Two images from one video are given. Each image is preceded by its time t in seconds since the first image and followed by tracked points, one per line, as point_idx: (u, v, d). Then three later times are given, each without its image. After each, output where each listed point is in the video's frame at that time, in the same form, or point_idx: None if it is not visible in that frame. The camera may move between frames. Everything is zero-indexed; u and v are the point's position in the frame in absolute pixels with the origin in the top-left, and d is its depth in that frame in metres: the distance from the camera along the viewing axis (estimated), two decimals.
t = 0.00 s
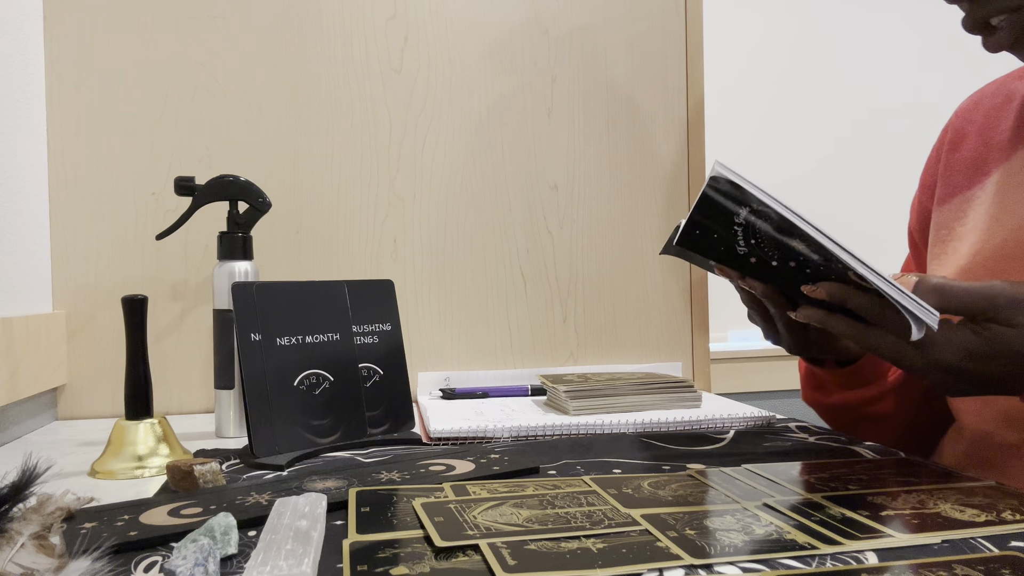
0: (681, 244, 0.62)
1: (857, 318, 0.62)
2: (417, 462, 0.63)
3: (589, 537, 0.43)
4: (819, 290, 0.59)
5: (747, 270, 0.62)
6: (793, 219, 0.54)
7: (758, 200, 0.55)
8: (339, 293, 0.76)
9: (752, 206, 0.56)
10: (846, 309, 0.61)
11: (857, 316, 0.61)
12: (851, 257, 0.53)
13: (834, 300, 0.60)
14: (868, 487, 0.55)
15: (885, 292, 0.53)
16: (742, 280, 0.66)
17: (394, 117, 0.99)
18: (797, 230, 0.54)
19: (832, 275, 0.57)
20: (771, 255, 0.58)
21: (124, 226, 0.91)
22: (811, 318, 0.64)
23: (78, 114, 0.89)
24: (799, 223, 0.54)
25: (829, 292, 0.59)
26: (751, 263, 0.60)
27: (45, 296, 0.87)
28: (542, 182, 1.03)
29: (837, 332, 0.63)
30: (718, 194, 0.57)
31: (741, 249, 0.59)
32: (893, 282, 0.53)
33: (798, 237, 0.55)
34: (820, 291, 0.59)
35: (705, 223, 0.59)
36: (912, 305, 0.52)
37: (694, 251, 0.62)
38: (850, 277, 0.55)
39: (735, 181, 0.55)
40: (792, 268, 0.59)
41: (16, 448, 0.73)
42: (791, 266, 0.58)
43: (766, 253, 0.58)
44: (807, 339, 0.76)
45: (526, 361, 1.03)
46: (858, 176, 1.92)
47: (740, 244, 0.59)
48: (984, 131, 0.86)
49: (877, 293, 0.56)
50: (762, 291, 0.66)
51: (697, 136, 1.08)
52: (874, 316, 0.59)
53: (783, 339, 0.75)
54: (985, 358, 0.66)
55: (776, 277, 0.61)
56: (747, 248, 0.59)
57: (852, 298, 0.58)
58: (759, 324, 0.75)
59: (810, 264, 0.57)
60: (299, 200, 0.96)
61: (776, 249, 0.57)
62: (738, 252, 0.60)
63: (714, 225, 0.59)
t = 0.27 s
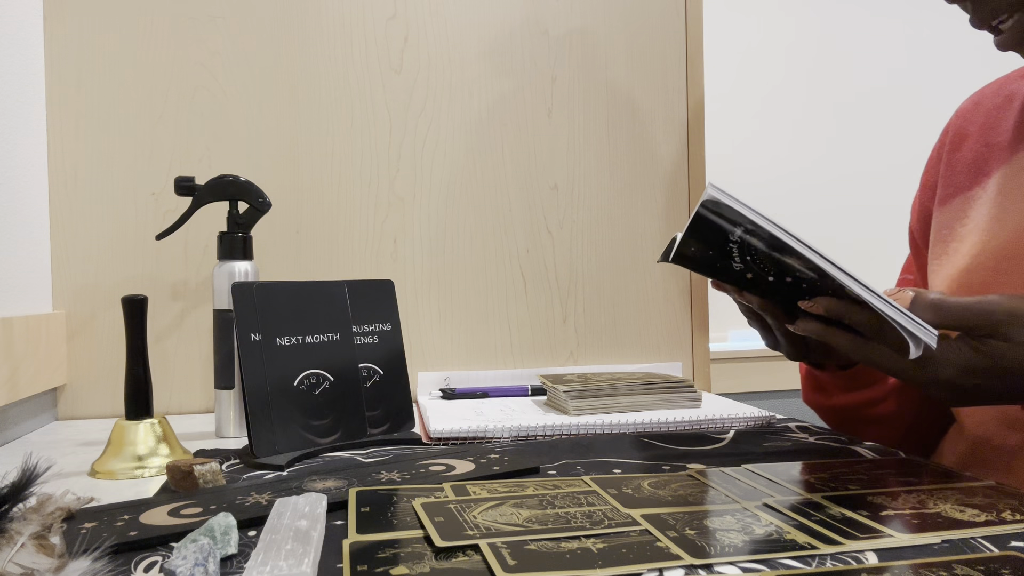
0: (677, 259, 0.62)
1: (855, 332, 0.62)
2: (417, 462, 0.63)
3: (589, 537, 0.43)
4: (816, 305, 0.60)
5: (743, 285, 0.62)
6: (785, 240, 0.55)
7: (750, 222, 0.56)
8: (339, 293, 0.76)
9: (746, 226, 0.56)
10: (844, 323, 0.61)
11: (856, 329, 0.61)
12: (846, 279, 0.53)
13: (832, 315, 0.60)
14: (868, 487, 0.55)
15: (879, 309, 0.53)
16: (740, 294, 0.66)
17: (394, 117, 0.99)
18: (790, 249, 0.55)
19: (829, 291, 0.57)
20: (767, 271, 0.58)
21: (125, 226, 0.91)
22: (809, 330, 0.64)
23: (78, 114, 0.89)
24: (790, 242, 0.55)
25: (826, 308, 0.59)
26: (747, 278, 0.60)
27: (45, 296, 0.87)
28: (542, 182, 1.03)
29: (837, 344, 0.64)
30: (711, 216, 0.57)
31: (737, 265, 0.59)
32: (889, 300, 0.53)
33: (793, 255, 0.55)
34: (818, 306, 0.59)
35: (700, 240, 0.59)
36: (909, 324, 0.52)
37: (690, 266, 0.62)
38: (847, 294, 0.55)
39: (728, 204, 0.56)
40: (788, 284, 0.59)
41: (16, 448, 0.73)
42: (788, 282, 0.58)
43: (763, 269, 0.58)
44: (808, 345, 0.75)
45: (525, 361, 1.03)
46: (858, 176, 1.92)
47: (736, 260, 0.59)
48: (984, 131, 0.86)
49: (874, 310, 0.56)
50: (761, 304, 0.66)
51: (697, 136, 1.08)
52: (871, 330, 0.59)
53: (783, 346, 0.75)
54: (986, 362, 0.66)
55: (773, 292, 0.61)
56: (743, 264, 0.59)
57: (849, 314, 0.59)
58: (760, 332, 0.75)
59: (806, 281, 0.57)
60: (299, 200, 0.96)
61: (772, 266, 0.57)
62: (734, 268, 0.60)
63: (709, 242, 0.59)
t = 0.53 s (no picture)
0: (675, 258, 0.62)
1: (854, 333, 0.62)
2: (417, 462, 0.63)
3: (589, 537, 0.43)
4: (815, 307, 0.60)
5: (741, 286, 0.62)
6: (785, 241, 0.55)
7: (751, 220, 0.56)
8: (339, 293, 0.76)
9: (745, 225, 0.57)
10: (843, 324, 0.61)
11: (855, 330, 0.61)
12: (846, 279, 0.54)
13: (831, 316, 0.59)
14: (868, 487, 0.55)
15: (880, 311, 0.53)
16: (738, 294, 0.66)
17: (394, 117, 0.99)
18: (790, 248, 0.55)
19: (828, 291, 0.57)
20: (767, 271, 0.58)
21: (125, 226, 0.91)
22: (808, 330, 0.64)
23: (78, 115, 0.89)
24: (790, 242, 0.55)
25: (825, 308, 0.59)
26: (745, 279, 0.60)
27: (44, 296, 0.87)
28: (542, 182, 1.03)
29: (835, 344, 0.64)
30: (711, 215, 0.58)
31: (735, 267, 0.59)
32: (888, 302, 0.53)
33: (793, 254, 0.55)
34: (817, 307, 0.60)
35: (699, 241, 0.59)
36: (909, 325, 0.52)
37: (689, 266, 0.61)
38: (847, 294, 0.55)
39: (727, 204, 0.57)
40: (787, 284, 0.59)
41: (16, 448, 0.73)
42: (786, 283, 0.58)
43: (761, 270, 0.58)
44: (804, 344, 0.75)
45: (525, 361, 1.03)
46: (858, 176, 1.92)
47: (734, 261, 0.59)
48: (984, 132, 0.86)
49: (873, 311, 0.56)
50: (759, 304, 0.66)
51: (697, 136, 1.08)
52: (870, 330, 0.60)
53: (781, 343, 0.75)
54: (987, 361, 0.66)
55: (771, 293, 0.61)
56: (742, 264, 0.59)
57: (849, 315, 0.59)
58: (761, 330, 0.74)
59: (806, 281, 0.57)
60: (299, 200, 0.96)
61: (772, 266, 0.57)
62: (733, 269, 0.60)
63: (708, 243, 0.59)
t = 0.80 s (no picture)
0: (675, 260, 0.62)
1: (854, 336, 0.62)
2: (417, 462, 0.63)
3: (589, 537, 0.43)
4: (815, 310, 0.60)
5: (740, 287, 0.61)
6: (782, 246, 0.55)
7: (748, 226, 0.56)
8: (339, 293, 0.76)
9: (745, 229, 0.57)
10: (843, 327, 0.61)
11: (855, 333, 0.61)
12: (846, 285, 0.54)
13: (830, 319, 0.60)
14: (868, 487, 0.55)
15: (879, 314, 0.53)
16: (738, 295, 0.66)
17: (394, 117, 0.99)
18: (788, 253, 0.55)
19: (827, 294, 0.57)
20: (766, 273, 0.58)
21: (125, 226, 0.91)
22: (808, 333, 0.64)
23: (78, 115, 0.89)
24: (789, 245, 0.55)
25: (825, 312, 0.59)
26: (745, 281, 0.60)
27: (45, 296, 0.87)
28: (542, 182, 1.03)
29: (834, 347, 0.64)
30: (709, 220, 0.58)
31: (735, 268, 0.59)
32: (887, 305, 0.53)
33: (792, 259, 0.55)
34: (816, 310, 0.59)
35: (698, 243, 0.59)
36: (908, 330, 0.52)
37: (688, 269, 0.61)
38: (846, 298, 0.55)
39: (722, 210, 0.57)
40: (786, 287, 0.59)
41: (16, 448, 0.73)
42: (786, 286, 0.58)
43: (761, 272, 0.58)
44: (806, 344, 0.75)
45: (525, 362, 1.03)
46: (858, 176, 1.92)
47: (734, 263, 0.59)
48: (985, 132, 0.86)
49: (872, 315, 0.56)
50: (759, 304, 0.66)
51: (697, 136, 1.08)
52: (869, 333, 0.59)
53: (783, 344, 0.75)
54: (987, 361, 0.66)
55: (771, 295, 0.61)
56: (742, 266, 0.59)
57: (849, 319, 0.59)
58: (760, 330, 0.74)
59: (805, 285, 0.57)
60: (300, 200, 0.96)
61: (771, 268, 0.57)
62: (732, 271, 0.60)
63: (707, 245, 0.59)
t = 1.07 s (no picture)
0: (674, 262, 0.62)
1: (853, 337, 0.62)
2: (417, 462, 0.63)
3: (589, 537, 0.43)
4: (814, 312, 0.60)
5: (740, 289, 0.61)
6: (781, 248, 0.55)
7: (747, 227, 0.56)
8: (339, 293, 0.76)
9: (743, 230, 0.57)
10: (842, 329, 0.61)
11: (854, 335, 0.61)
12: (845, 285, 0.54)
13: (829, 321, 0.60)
14: (869, 487, 0.55)
15: (877, 314, 0.53)
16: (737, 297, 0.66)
17: (394, 116, 0.99)
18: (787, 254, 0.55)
19: (826, 296, 0.57)
20: (765, 275, 0.58)
21: (124, 226, 0.91)
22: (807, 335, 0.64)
23: (78, 115, 0.89)
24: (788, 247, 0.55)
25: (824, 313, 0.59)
26: (744, 282, 0.60)
27: (44, 296, 0.87)
28: (542, 182, 1.03)
29: (834, 349, 0.64)
30: (708, 222, 0.58)
31: (734, 270, 0.59)
32: (886, 307, 0.53)
33: (791, 260, 0.55)
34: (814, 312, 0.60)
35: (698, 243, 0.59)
36: (907, 330, 0.52)
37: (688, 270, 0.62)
38: (845, 299, 0.55)
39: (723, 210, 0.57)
40: (785, 288, 0.59)
41: (16, 448, 0.73)
42: (785, 287, 0.58)
43: (760, 273, 0.58)
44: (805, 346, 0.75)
45: (526, 361, 1.03)
46: (858, 176, 1.92)
47: (733, 265, 0.59)
48: (985, 132, 0.86)
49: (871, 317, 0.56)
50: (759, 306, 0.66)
51: (697, 136, 1.08)
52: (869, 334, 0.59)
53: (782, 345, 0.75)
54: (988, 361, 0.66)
55: (770, 296, 0.61)
56: (741, 268, 0.59)
57: (848, 320, 0.59)
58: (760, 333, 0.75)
59: (804, 286, 0.57)
60: (300, 200, 0.96)
61: (770, 270, 0.57)
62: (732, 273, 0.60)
63: (706, 245, 0.59)
